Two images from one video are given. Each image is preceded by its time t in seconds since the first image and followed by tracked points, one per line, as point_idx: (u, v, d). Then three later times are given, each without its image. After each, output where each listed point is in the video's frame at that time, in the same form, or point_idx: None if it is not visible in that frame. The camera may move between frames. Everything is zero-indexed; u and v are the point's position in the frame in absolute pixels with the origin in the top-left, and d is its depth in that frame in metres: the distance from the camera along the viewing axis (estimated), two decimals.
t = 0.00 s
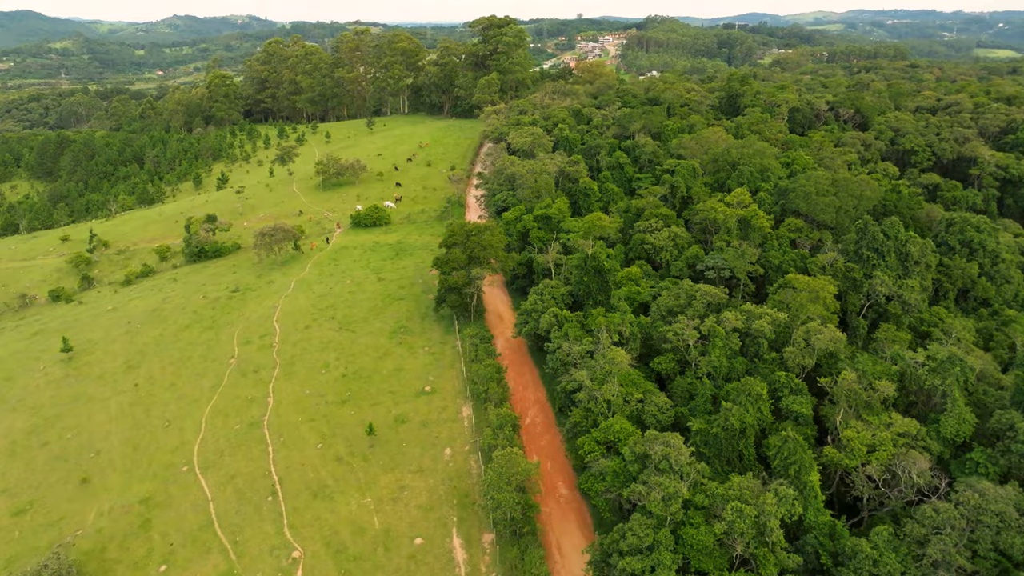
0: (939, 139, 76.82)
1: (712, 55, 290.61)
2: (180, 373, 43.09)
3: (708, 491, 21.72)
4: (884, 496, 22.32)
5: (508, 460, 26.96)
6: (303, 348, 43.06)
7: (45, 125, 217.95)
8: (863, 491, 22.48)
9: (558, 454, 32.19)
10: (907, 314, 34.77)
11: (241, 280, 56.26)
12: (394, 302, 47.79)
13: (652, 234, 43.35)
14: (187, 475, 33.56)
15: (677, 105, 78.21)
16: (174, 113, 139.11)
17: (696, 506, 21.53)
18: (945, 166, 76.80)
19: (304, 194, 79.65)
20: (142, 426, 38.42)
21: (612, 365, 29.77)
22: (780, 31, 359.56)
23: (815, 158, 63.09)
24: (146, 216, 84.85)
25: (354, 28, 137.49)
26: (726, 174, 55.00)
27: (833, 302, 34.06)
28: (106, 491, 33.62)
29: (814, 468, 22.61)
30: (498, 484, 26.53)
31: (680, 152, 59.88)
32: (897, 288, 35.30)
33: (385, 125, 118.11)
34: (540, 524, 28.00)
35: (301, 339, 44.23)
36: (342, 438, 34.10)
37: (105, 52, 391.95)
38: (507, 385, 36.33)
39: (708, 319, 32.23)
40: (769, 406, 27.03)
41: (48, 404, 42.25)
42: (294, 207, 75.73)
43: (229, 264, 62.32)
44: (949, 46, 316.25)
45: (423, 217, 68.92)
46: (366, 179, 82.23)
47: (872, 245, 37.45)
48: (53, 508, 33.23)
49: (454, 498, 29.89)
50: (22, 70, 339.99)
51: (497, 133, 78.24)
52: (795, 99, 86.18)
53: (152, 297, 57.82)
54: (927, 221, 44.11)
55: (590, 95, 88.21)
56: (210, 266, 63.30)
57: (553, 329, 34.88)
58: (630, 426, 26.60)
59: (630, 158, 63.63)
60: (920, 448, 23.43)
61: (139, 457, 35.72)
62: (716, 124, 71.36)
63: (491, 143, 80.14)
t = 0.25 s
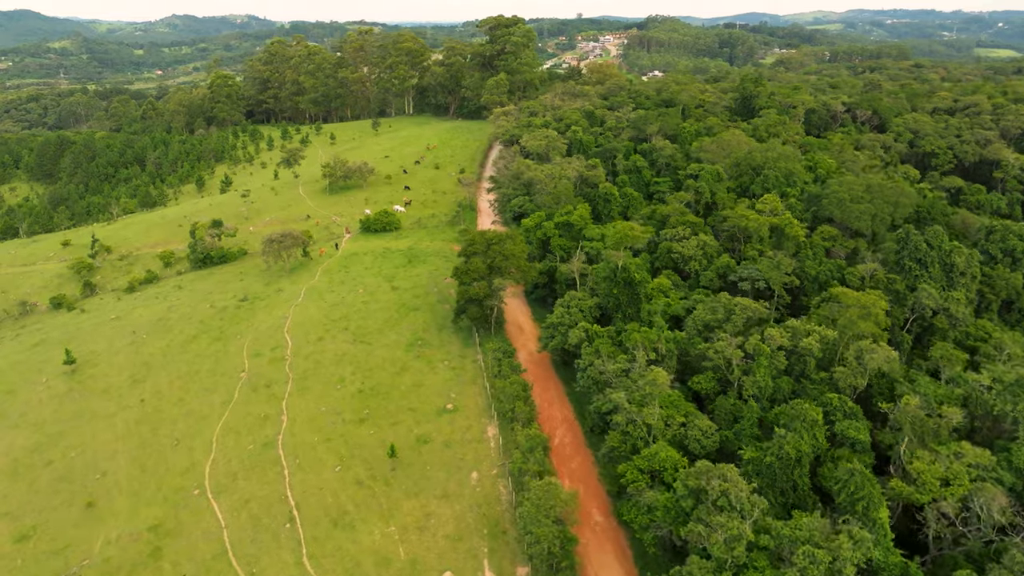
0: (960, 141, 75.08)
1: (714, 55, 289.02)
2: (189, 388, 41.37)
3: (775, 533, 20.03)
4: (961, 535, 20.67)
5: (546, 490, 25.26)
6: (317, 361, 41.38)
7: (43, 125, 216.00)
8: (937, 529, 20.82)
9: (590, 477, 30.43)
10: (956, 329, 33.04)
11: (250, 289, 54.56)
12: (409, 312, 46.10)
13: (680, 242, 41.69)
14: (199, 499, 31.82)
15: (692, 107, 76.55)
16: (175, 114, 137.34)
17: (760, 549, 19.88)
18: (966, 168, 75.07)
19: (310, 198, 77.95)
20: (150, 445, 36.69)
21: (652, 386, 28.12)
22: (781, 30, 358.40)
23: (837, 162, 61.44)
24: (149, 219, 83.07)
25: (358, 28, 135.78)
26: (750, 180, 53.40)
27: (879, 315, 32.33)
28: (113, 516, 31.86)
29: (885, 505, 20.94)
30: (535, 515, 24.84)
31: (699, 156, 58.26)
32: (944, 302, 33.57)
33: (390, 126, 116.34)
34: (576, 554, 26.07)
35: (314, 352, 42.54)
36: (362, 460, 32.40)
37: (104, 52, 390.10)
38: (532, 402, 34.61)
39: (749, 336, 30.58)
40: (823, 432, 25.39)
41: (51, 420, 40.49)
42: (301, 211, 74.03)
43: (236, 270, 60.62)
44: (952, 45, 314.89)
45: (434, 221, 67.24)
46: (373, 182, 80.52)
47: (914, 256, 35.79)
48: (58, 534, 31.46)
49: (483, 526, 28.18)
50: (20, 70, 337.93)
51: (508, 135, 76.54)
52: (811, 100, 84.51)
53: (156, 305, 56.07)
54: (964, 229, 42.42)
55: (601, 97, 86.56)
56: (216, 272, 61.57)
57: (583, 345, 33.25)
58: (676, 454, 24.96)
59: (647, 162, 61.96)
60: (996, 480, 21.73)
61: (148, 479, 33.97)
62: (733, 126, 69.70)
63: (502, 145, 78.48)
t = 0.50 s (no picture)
0: (980, 142, 73.43)
1: (716, 54, 287.68)
2: (198, 401, 39.81)
3: None
4: None
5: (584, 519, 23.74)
6: (331, 374, 39.88)
7: (43, 125, 214.29)
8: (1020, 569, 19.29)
9: (624, 500, 28.96)
10: (1006, 341, 31.33)
11: (258, 296, 53.01)
12: (425, 321, 44.57)
13: (707, 249, 40.19)
14: (211, 522, 30.24)
15: (707, 107, 75.09)
16: (177, 114, 135.69)
17: None
18: (987, 170, 73.43)
19: (317, 201, 76.45)
20: (158, 463, 35.12)
21: (693, 405, 26.62)
22: (783, 29, 357.14)
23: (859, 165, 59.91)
24: (152, 223, 81.49)
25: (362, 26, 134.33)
26: (773, 185, 51.97)
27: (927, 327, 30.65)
28: (121, 539, 30.28)
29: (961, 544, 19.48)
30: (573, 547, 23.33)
31: (719, 158, 56.79)
32: (993, 313, 31.90)
33: (395, 127, 114.83)
34: None
35: (328, 363, 41.02)
36: (383, 481, 30.88)
37: (104, 51, 388.27)
38: (559, 418, 33.13)
39: (792, 352, 29.10)
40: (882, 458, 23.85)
41: (54, 435, 38.91)
42: (308, 214, 72.48)
43: (243, 276, 59.09)
44: (954, 44, 313.73)
45: (444, 225, 65.76)
46: (381, 185, 79.03)
47: (957, 265, 34.30)
48: (63, 559, 29.89)
49: (514, 554, 26.63)
50: (19, 69, 336.18)
51: (519, 136, 74.98)
52: (826, 101, 82.88)
53: (162, 313, 54.52)
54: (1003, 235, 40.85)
55: (612, 98, 85.00)
56: (223, 278, 60.04)
57: (613, 360, 31.75)
58: (724, 481, 23.46)
59: (664, 165, 60.51)
60: None
61: (157, 500, 32.39)
62: (750, 127, 68.25)
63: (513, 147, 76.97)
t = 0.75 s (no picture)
0: (1004, 144, 71.56)
1: (718, 54, 285.90)
2: (207, 419, 37.99)
3: None
4: None
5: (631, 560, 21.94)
6: (346, 390, 38.10)
7: (42, 125, 212.55)
8: None
9: (664, 531, 27.22)
10: None
11: (266, 305, 51.21)
12: (442, 333, 42.79)
13: (740, 258, 38.40)
14: (223, 553, 28.37)
15: (723, 109, 73.25)
16: (178, 115, 133.89)
17: None
18: (1010, 173, 71.56)
19: (324, 205, 74.65)
20: (166, 486, 33.28)
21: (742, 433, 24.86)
22: (785, 28, 355.45)
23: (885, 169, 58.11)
24: (154, 227, 79.65)
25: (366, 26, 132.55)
26: (799, 191, 50.25)
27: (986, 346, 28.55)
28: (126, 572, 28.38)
29: None
30: None
31: (741, 162, 55.01)
32: None
33: (400, 128, 112.99)
34: None
35: (342, 378, 39.23)
36: (406, 509, 29.04)
37: (103, 50, 386.10)
38: (591, 441, 31.41)
39: (843, 374, 27.36)
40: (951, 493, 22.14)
41: (56, 454, 37.03)
42: (315, 219, 70.71)
43: (250, 284, 57.29)
44: (957, 43, 312.15)
45: (456, 230, 63.92)
46: (389, 188, 77.19)
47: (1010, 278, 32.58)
48: None
49: None
50: (18, 69, 334.14)
51: (531, 139, 73.19)
52: (843, 101, 81.06)
53: (166, 322, 52.68)
54: None
55: (624, 99, 83.33)
56: (229, 285, 58.23)
57: (649, 380, 30.00)
58: (784, 520, 21.69)
59: (684, 169, 58.72)
60: None
61: (165, 527, 30.54)
62: (769, 130, 66.46)
63: (524, 149, 75.16)
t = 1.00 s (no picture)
0: None
1: (720, 54, 284.29)
2: (212, 437, 36.36)
3: None
4: None
5: None
6: (358, 406, 36.46)
7: (42, 125, 211.03)
8: None
9: (701, 561, 25.64)
10: None
11: (272, 314, 49.60)
12: (456, 345, 41.18)
13: (769, 268, 36.73)
14: None
15: (737, 110, 71.62)
16: (178, 116, 132.30)
17: None
18: None
19: (329, 210, 73.03)
20: (170, 509, 31.61)
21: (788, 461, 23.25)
22: (785, 28, 354.20)
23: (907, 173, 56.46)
24: (155, 231, 78.04)
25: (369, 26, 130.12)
26: (823, 197, 48.67)
27: None
28: None
29: None
30: None
31: (761, 167, 53.41)
32: None
33: (404, 130, 111.31)
34: None
35: (353, 394, 37.60)
36: (425, 538, 27.39)
37: (102, 50, 384.34)
38: (619, 462, 29.84)
39: (892, 397, 25.72)
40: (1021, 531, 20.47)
41: (54, 474, 35.37)
42: (320, 224, 69.14)
43: (255, 292, 55.66)
44: (959, 43, 310.75)
45: (466, 236, 62.22)
46: (395, 192, 75.56)
47: None
48: None
49: None
50: (17, 69, 332.42)
51: (541, 142, 71.58)
52: (858, 103, 79.34)
53: (169, 332, 51.06)
54: None
55: (634, 101, 81.83)
56: (233, 293, 56.57)
57: (681, 400, 28.42)
58: (841, 560, 20.05)
59: (700, 173, 57.10)
60: None
61: (169, 555, 28.85)
62: (785, 132, 64.91)
63: (534, 152, 73.53)
